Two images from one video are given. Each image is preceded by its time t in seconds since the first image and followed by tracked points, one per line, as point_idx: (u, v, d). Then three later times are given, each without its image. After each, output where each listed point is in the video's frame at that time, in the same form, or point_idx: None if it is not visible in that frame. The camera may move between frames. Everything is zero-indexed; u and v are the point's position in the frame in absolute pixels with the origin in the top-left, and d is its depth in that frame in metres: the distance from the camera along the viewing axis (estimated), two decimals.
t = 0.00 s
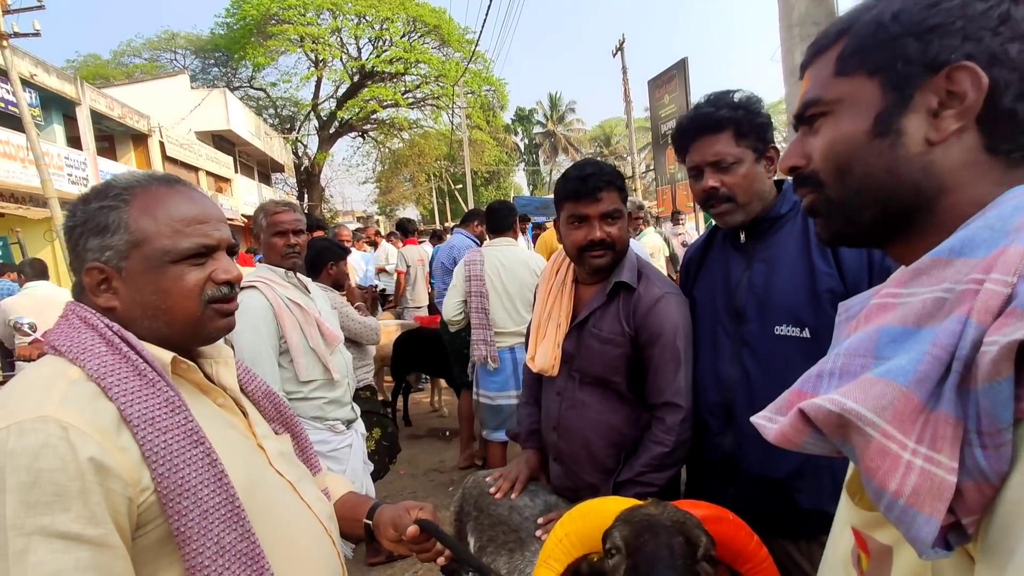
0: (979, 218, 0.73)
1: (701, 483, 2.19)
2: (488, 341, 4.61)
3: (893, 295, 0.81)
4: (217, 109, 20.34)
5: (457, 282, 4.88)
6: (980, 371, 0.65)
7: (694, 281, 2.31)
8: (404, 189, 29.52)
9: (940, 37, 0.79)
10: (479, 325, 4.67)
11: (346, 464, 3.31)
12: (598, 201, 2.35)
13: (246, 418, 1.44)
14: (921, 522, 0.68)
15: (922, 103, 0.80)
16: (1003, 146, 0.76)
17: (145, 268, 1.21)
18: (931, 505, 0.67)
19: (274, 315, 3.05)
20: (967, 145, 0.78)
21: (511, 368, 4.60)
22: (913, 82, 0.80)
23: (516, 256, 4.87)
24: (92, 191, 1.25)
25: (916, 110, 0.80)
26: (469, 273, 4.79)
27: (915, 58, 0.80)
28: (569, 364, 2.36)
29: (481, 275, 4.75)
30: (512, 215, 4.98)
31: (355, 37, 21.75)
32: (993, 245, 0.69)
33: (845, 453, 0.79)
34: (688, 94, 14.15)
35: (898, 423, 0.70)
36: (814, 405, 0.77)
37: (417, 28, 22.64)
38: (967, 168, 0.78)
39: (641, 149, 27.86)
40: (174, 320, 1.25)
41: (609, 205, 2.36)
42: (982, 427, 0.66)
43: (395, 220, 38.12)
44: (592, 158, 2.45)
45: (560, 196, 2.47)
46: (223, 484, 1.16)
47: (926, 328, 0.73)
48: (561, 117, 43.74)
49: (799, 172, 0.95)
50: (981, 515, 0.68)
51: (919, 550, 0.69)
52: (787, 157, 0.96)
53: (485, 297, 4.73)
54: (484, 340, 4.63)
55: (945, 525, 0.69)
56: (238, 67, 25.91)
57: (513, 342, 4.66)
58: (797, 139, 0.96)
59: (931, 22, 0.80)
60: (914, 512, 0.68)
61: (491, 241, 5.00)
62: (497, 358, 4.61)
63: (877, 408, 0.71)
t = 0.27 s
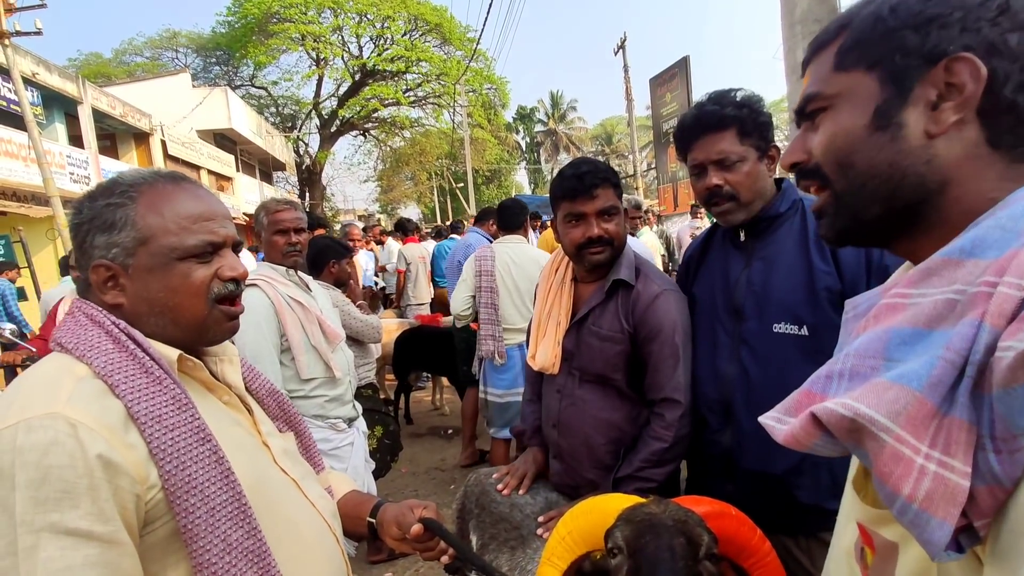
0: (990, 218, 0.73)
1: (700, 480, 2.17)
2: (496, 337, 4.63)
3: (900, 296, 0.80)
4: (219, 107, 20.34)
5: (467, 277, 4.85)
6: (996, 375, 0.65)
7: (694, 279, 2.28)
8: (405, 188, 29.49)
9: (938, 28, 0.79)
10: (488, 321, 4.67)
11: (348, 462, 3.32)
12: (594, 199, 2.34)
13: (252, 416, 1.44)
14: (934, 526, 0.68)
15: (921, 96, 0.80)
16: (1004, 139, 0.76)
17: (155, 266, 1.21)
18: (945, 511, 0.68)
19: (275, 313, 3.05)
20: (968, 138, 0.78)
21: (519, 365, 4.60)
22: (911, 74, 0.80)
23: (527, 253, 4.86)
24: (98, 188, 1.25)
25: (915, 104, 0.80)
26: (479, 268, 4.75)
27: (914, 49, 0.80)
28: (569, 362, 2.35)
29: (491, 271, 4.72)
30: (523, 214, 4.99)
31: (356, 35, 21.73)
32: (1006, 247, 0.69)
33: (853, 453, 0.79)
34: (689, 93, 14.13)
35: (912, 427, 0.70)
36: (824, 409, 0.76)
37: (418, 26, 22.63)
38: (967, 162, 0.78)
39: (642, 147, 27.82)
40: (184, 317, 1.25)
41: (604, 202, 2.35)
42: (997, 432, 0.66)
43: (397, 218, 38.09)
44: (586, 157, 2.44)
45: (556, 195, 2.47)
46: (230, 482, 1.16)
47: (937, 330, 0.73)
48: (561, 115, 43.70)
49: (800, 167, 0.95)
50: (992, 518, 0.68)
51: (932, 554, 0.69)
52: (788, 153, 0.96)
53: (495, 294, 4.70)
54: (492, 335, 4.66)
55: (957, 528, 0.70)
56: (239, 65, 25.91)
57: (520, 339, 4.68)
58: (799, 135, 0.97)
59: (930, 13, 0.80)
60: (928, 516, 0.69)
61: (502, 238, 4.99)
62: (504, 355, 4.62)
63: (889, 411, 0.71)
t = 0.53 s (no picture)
0: (980, 219, 0.73)
1: (697, 477, 2.17)
2: (504, 332, 4.64)
3: (893, 298, 0.80)
4: (219, 106, 20.33)
5: (475, 274, 4.90)
6: (989, 378, 0.65)
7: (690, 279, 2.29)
8: (405, 187, 29.47)
9: (938, 23, 0.79)
10: (495, 317, 4.68)
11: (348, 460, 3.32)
12: (589, 198, 2.35)
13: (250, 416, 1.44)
14: (930, 531, 0.68)
15: (921, 89, 0.80)
16: (1002, 135, 0.76)
17: (153, 262, 1.21)
18: (939, 516, 0.68)
19: (274, 312, 3.05)
20: (967, 133, 0.78)
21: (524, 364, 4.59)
22: (911, 68, 0.81)
23: (534, 251, 4.88)
24: (100, 186, 1.25)
25: (915, 97, 0.80)
26: (487, 264, 4.80)
27: (914, 45, 0.80)
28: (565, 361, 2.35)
29: (499, 267, 4.77)
30: (530, 213, 5.06)
31: (356, 34, 21.71)
32: (997, 249, 0.69)
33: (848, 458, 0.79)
34: (690, 93, 14.11)
35: (906, 432, 0.70)
36: (819, 415, 0.76)
37: (419, 25, 22.60)
38: (965, 158, 0.78)
39: (642, 147, 27.78)
40: (183, 313, 1.25)
41: (598, 201, 2.35)
42: (990, 436, 0.66)
43: (397, 218, 38.05)
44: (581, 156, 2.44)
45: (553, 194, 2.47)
46: (229, 480, 1.16)
47: (931, 333, 0.72)
48: (562, 114, 43.69)
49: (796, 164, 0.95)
50: (988, 521, 0.68)
51: (929, 559, 0.69)
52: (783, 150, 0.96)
53: (503, 289, 4.73)
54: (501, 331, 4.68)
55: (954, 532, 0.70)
56: (239, 64, 25.90)
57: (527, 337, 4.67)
58: (796, 133, 0.96)
59: (930, 8, 0.80)
60: (924, 521, 0.69)
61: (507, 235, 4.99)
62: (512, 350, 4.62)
63: (883, 416, 0.71)
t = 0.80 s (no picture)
0: (950, 215, 0.76)
1: (690, 473, 2.20)
2: (499, 329, 4.65)
3: (870, 290, 0.83)
4: (219, 104, 20.32)
5: (468, 273, 4.92)
6: (951, 358, 0.68)
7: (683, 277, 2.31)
8: (405, 185, 29.47)
9: (913, 40, 0.81)
10: (490, 315, 4.69)
11: (347, 456, 3.34)
12: (583, 196, 2.37)
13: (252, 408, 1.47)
14: (894, 500, 0.70)
15: (898, 105, 0.83)
16: (975, 145, 0.80)
17: (158, 257, 1.24)
18: (903, 486, 0.70)
19: (275, 308, 3.07)
20: (943, 144, 0.81)
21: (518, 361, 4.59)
22: (888, 85, 0.83)
23: (525, 251, 4.92)
24: (105, 183, 1.27)
25: (893, 112, 0.83)
26: (480, 263, 4.82)
27: (890, 61, 0.83)
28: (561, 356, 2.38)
29: (492, 265, 4.80)
30: (522, 214, 5.11)
31: (356, 33, 21.70)
32: (963, 241, 0.71)
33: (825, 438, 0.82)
34: (689, 92, 14.14)
35: (873, 408, 0.72)
36: (795, 394, 0.79)
37: (419, 23, 22.60)
38: (942, 167, 0.82)
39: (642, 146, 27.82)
40: (186, 306, 1.27)
41: (594, 199, 2.37)
42: (951, 411, 0.69)
43: (396, 216, 38.05)
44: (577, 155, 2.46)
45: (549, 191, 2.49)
46: (231, 468, 1.18)
47: (901, 319, 0.75)
48: (561, 113, 43.71)
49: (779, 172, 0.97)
50: (951, 493, 0.71)
51: (893, 527, 0.72)
52: (768, 158, 0.98)
53: (496, 288, 4.77)
54: (496, 328, 4.68)
55: (918, 505, 0.72)
56: (239, 61, 25.89)
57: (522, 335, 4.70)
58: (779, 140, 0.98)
59: (904, 25, 0.82)
60: (888, 491, 0.71)
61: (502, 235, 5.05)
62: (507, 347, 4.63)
63: (852, 394, 0.73)
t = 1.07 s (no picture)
0: (929, 228, 0.80)
1: (684, 470, 2.24)
2: (485, 330, 4.71)
3: (855, 297, 0.87)
4: (220, 101, 20.32)
5: (456, 277, 5.00)
6: (926, 362, 0.72)
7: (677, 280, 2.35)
8: (405, 183, 29.48)
9: (899, 63, 0.85)
10: (476, 317, 4.76)
11: (350, 453, 3.38)
12: (583, 200, 2.41)
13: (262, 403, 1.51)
14: (877, 493, 0.74)
15: (884, 124, 0.87)
16: (955, 162, 0.84)
17: (174, 260, 1.27)
18: (885, 480, 0.74)
19: (281, 307, 3.11)
20: (924, 162, 0.86)
21: (507, 360, 4.67)
22: (876, 105, 0.87)
23: (512, 250, 4.92)
24: (124, 188, 1.31)
25: (879, 130, 0.87)
26: (467, 266, 4.88)
27: (878, 82, 0.86)
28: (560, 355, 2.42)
29: (478, 267, 4.83)
30: (509, 213, 5.10)
31: (357, 30, 21.69)
32: (941, 253, 0.76)
33: (813, 436, 0.85)
34: (689, 91, 14.15)
35: (857, 408, 0.76)
36: (785, 395, 0.82)
37: (420, 21, 22.58)
38: (924, 182, 0.86)
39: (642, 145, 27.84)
40: (202, 306, 1.31)
41: (594, 203, 2.41)
42: (927, 410, 0.72)
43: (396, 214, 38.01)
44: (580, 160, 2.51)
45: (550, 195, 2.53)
46: (245, 460, 1.22)
47: (883, 325, 0.79)
48: (561, 111, 43.70)
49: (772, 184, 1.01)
50: (928, 487, 0.74)
51: (876, 518, 0.75)
52: (761, 170, 1.02)
53: (482, 289, 4.80)
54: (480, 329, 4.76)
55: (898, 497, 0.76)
56: (239, 58, 25.87)
57: (509, 334, 4.72)
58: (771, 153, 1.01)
59: (891, 48, 0.86)
60: (870, 485, 0.75)
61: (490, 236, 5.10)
62: (493, 348, 4.70)
63: (837, 394, 0.77)
